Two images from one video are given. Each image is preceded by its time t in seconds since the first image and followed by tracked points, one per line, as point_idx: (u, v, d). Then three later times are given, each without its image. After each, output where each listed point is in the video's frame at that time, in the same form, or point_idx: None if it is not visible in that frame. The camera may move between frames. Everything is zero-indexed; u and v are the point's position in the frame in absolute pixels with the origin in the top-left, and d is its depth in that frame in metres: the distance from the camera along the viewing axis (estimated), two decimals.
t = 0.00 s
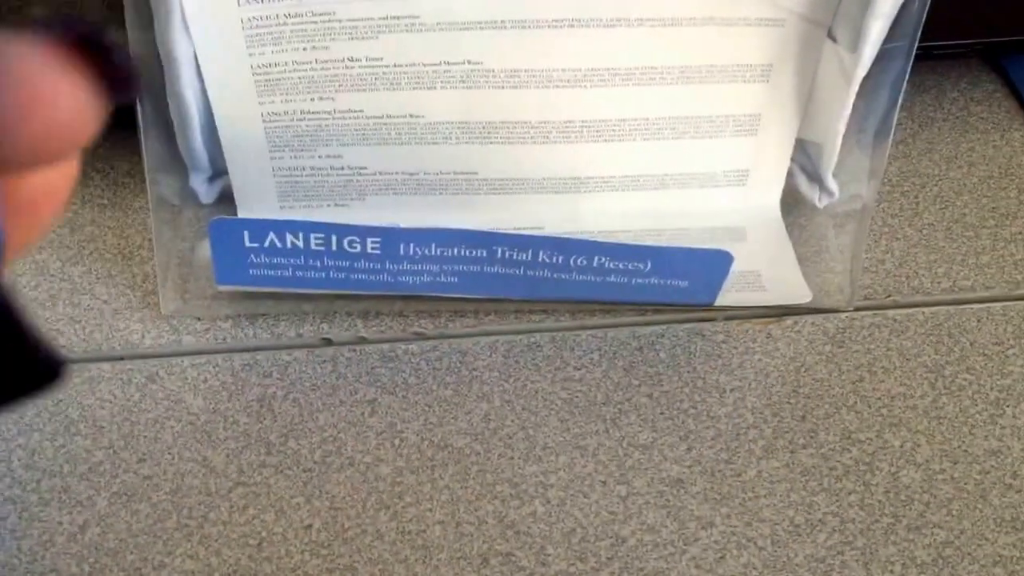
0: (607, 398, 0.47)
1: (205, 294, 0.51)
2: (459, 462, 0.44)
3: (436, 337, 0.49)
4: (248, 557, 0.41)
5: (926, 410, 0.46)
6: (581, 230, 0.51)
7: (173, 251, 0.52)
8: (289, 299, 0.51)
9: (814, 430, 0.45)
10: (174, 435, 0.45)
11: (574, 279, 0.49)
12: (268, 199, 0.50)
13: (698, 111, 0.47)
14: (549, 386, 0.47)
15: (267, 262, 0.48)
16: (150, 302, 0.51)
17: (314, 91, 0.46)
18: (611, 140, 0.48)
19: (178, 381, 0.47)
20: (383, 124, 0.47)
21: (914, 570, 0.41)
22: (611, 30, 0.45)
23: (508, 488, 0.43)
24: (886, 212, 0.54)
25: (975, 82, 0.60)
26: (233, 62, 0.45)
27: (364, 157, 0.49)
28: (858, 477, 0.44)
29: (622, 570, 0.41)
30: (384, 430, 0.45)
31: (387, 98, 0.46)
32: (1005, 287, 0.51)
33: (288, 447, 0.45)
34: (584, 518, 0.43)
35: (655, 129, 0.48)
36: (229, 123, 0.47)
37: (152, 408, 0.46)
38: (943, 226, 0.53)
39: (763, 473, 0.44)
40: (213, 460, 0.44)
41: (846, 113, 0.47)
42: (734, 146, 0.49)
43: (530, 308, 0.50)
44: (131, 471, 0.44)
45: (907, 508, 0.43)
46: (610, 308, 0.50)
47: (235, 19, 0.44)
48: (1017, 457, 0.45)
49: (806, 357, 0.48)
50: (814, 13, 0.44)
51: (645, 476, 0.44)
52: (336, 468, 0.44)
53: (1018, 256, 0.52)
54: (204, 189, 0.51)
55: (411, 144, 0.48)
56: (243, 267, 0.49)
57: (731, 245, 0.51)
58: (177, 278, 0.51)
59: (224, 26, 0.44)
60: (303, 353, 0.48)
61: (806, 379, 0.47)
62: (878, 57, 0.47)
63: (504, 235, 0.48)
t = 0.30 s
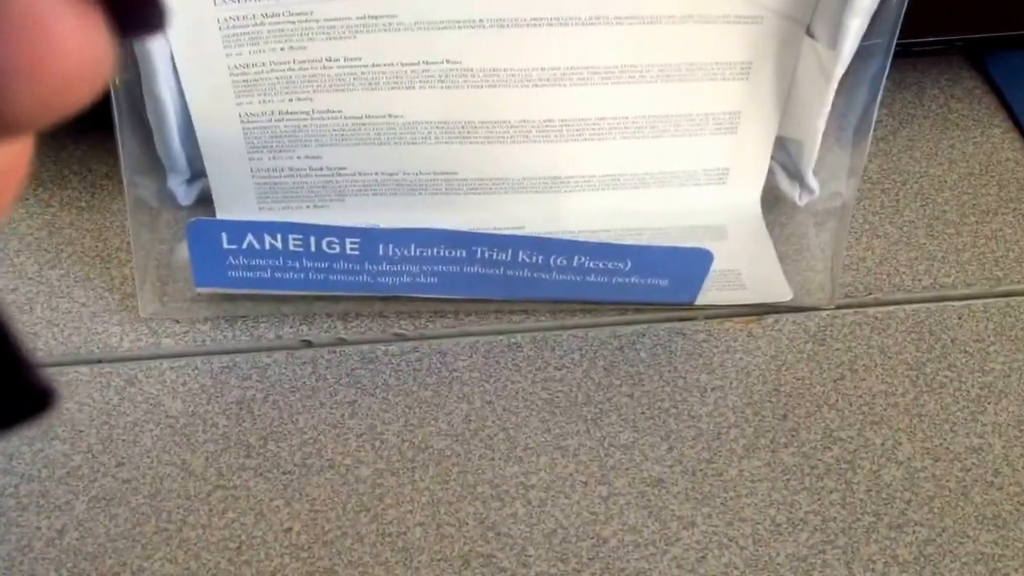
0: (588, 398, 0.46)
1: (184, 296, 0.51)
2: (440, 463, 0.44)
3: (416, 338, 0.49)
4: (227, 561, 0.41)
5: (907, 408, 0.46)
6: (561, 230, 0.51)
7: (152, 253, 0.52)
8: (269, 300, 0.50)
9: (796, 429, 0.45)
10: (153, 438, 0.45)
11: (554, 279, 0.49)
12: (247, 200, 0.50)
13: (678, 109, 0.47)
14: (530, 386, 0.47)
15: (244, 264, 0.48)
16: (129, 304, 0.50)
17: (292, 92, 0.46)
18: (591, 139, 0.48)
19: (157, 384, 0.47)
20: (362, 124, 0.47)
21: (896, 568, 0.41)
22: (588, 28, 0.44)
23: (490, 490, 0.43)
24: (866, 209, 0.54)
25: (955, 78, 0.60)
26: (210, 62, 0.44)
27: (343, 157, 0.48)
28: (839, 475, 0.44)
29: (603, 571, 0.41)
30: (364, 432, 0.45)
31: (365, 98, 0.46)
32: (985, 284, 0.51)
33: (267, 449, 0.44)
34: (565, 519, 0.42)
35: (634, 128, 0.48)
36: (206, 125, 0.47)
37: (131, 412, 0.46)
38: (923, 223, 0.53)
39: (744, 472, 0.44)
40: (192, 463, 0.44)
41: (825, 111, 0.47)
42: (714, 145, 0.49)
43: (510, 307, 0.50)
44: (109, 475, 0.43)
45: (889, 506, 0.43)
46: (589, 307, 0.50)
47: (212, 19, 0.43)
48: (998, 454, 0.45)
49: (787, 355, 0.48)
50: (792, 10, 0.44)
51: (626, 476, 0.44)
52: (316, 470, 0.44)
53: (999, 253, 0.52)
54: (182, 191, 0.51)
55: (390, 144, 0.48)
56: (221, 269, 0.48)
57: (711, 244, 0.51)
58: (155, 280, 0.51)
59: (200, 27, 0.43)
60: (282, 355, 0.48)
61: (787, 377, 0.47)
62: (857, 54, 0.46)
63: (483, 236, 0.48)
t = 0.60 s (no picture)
0: (569, 397, 0.46)
1: (164, 296, 0.50)
2: (421, 464, 0.44)
3: (398, 338, 0.49)
4: (207, 564, 0.41)
5: (889, 404, 0.46)
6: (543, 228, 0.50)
7: (132, 254, 0.51)
8: (251, 301, 0.50)
9: (777, 426, 0.45)
10: (133, 441, 0.45)
11: (535, 278, 0.49)
12: (227, 201, 0.49)
13: (658, 107, 0.47)
14: (512, 386, 0.47)
15: (223, 266, 0.48)
16: (109, 306, 0.50)
17: (269, 93, 0.45)
18: (571, 138, 0.48)
19: (137, 387, 0.47)
20: (341, 124, 0.47)
21: (877, 564, 0.41)
22: (564, 28, 0.44)
23: (471, 490, 0.43)
24: (847, 206, 0.54)
25: (936, 75, 0.60)
26: (185, 62, 0.44)
27: (322, 157, 0.48)
28: (821, 472, 0.44)
29: (584, 571, 0.41)
30: (345, 433, 0.45)
31: (344, 98, 0.46)
32: (966, 280, 0.51)
33: (248, 451, 0.44)
34: (547, 519, 0.42)
35: (614, 126, 0.48)
36: (182, 125, 0.46)
37: (111, 414, 0.45)
38: (904, 219, 0.53)
39: (726, 470, 0.44)
40: (172, 465, 0.44)
41: (804, 109, 0.47)
42: (694, 142, 0.49)
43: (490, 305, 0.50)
44: (88, 479, 0.43)
45: (870, 503, 0.43)
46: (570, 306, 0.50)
47: (186, 19, 0.43)
48: (979, 450, 0.45)
49: (769, 353, 0.48)
50: (768, 8, 0.44)
51: (608, 475, 0.44)
52: (297, 471, 0.44)
53: (980, 248, 0.52)
54: (162, 191, 0.50)
55: (369, 144, 0.47)
56: (199, 270, 0.48)
57: (695, 240, 0.51)
58: (135, 281, 0.51)
59: (174, 27, 0.43)
60: (264, 356, 0.48)
61: (768, 374, 0.47)
62: (834, 52, 0.46)
63: (463, 237, 0.48)
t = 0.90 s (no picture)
0: (555, 395, 0.46)
1: (149, 297, 0.50)
2: (406, 463, 0.44)
3: (384, 338, 0.49)
4: (192, 566, 0.41)
5: (873, 400, 0.46)
6: (529, 227, 0.50)
7: (116, 255, 0.51)
8: (236, 302, 0.50)
9: (763, 423, 0.45)
10: (118, 443, 0.44)
11: (519, 277, 0.49)
12: (212, 201, 0.49)
13: (642, 104, 0.47)
14: (498, 384, 0.47)
15: (207, 267, 0.48)
16: (93, 308, 0.50)
17: (252, 93, 0.45)
18: (555, 136, 0.48)
19: (122, 389, 0.47)
20: (324, 124, 0.47)
21: (862, 561, 0.41)
22: (545, 27, 0.44)
23: (457, 489, 0.43)
24: (832, 202, 0.54)
25: (920, 70, 0.60)
26: (166, 61, 0.44)
27: (306, 157, 0.48)
28: (807, 469, 0.44)
29: (570, 570, 0.41)
30: (331, 433, 0.45)
31: (326, 98, 0.46)
32: (950, 275, 0.51)
33: (233, 452, 0.44)
34: (533, 518, 0.42)
35: (597, 124, 0.48)
36: (165, 125, 0.46)
37: (95, 417, 0.45)
38: (888, 215, 0.54)
39: (711, 467, 0.44)
40: (157, 467, 0.44)
41: (787, 105, 0.47)
42: (678, 139, 0.49)
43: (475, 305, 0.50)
44: (72, 481, 0.43)
45: (855, 499, 0.43)
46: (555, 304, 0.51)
47: (166, 19, 0.43)
48: (964, 446, 0.45)
49: (754, 349, 0.48)
50: (749, 6, 0.44)
51: (594, 473, 0.44)
52: (282, 472, 0.44)
53: (964, 244, 0.52)
54: (146, 192, 0.50)
55: (353, 144, 0.47)
56: (183, 272, 0.48)
57: (679, 238, 0.51)
58: (119, 282, 0.51)
59: (154, 27, 0.43)
60: (249, 357, 0.48)
61: (754, 371, 0.47)
62: (815, 48, 0.47)
63: (447, 236, 0.47)
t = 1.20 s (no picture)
0: (545, 394, 0.47)
1: (138, 298, 0.50)
2: (397, 463, 0.44)
3: (374, 337, 0.49)
4: (182, 567, 0.40)
5: (862, 396, 0.46)
6: (518, 225, 0.50)
7: (105, 256, 0.51)
8: (226, 302, 0.50)
9: (752, 420, 0.45)
10: (107, 444, 0.44)
11: (509, 276, 0.49)
12: (201, 202, 0.49)
13: (630, 102, 0.47)
14: (488, 383, 0.47)
15: (196, 268, 0.48)
16: (82, 309, 0.50)
17: (240, 93, 0.45)
18: (543, 135, 0.48)
19: (111, 390, 0.46)
20: (313, 124, 0.47)
21: (852, 556, 0.41)
22: (533, 25, 0.44)
23: (447, 489, 0.43)
24: (821, 198, 0.54)
25: (908, 67, 0.61)
26: (153, 62, 0.44)
27: (295, 157, 0.48)
28: (796, 465, 0.44)
29: (561, 569, 0.41)
30: (321, 433, 0.45)
31: (315, 97, 0.46)
32: (939, 271, 0.51)
33: (223, 453, 0.44)
34: (524, 517, 0.42)
35: (586, 122, 0.48)
36: (153, 126, 0.46)
37: (84, 418, 0.45)
38: (877, 212, 0.54)
39: (701, 464, 0.44)
40: (147, 469, 0.44)
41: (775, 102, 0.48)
42: (667, 137, 0.49)
43: (465, 303, 0.50)
44: (61, 483, 0.43)
45: (845, 495, 0.43)
46: (545, 302, 0.51)
47: (153, 20, 0.43)
48: (952, 441, 0.45)
49: (743, 346, 0.48)
50: (737, 3, 0.44)
51: (584, 471, 0.44)
52: (272, 473, 0.44)
53: (952, 240, 0.52)
54: (135, 193, 0.50)
55: (342, 143, 0.47)
56: (173, 272, 0.48)
57: (668, 236, 0.51)
58: (108, 283, 0.50)
59: (140, 28, 0.43)
60: (239, 357, 0.48)
61: (743, 368, 0.47)
62: (802, 45, 0.47)
63: (436, 235, 0.47)
